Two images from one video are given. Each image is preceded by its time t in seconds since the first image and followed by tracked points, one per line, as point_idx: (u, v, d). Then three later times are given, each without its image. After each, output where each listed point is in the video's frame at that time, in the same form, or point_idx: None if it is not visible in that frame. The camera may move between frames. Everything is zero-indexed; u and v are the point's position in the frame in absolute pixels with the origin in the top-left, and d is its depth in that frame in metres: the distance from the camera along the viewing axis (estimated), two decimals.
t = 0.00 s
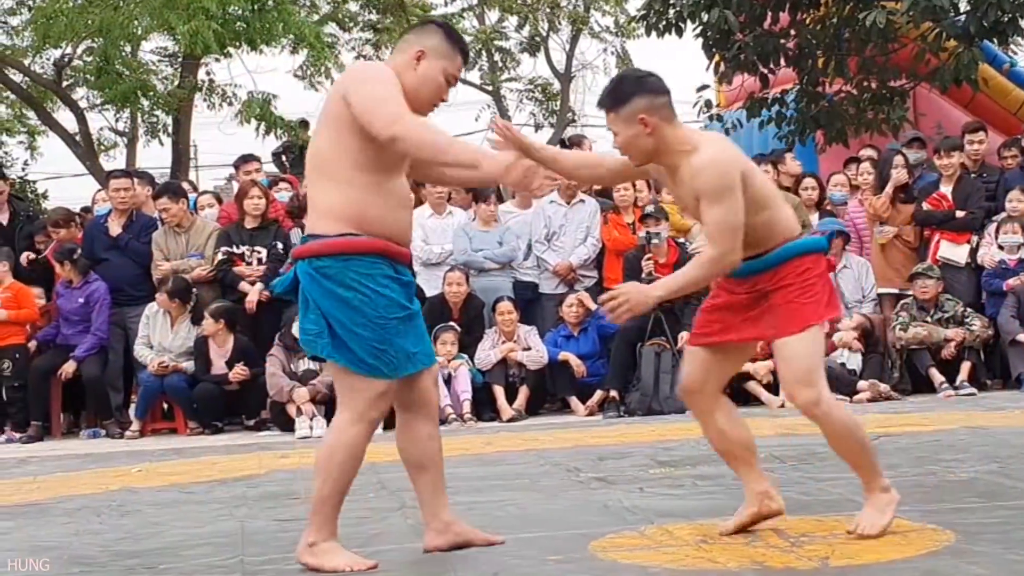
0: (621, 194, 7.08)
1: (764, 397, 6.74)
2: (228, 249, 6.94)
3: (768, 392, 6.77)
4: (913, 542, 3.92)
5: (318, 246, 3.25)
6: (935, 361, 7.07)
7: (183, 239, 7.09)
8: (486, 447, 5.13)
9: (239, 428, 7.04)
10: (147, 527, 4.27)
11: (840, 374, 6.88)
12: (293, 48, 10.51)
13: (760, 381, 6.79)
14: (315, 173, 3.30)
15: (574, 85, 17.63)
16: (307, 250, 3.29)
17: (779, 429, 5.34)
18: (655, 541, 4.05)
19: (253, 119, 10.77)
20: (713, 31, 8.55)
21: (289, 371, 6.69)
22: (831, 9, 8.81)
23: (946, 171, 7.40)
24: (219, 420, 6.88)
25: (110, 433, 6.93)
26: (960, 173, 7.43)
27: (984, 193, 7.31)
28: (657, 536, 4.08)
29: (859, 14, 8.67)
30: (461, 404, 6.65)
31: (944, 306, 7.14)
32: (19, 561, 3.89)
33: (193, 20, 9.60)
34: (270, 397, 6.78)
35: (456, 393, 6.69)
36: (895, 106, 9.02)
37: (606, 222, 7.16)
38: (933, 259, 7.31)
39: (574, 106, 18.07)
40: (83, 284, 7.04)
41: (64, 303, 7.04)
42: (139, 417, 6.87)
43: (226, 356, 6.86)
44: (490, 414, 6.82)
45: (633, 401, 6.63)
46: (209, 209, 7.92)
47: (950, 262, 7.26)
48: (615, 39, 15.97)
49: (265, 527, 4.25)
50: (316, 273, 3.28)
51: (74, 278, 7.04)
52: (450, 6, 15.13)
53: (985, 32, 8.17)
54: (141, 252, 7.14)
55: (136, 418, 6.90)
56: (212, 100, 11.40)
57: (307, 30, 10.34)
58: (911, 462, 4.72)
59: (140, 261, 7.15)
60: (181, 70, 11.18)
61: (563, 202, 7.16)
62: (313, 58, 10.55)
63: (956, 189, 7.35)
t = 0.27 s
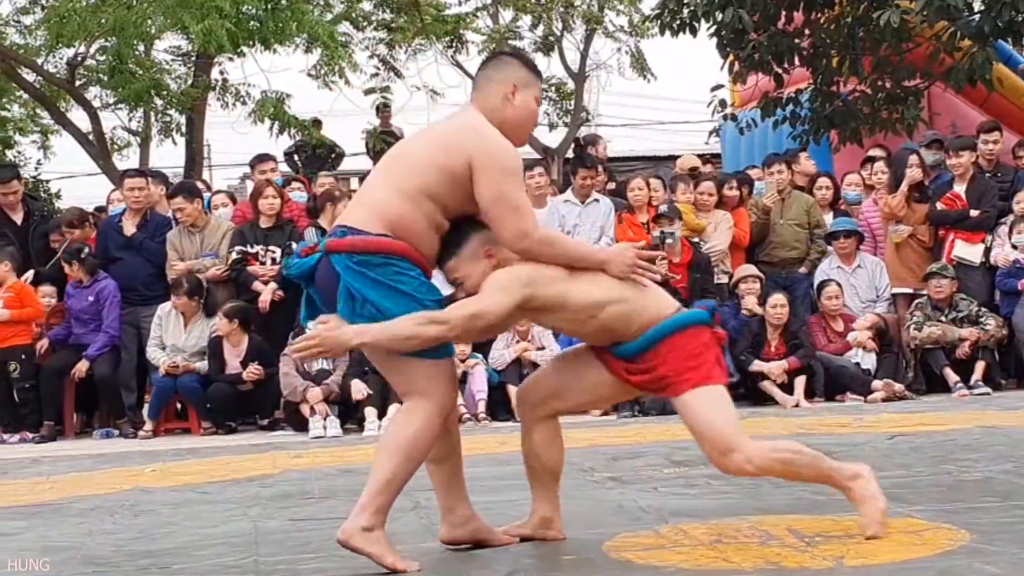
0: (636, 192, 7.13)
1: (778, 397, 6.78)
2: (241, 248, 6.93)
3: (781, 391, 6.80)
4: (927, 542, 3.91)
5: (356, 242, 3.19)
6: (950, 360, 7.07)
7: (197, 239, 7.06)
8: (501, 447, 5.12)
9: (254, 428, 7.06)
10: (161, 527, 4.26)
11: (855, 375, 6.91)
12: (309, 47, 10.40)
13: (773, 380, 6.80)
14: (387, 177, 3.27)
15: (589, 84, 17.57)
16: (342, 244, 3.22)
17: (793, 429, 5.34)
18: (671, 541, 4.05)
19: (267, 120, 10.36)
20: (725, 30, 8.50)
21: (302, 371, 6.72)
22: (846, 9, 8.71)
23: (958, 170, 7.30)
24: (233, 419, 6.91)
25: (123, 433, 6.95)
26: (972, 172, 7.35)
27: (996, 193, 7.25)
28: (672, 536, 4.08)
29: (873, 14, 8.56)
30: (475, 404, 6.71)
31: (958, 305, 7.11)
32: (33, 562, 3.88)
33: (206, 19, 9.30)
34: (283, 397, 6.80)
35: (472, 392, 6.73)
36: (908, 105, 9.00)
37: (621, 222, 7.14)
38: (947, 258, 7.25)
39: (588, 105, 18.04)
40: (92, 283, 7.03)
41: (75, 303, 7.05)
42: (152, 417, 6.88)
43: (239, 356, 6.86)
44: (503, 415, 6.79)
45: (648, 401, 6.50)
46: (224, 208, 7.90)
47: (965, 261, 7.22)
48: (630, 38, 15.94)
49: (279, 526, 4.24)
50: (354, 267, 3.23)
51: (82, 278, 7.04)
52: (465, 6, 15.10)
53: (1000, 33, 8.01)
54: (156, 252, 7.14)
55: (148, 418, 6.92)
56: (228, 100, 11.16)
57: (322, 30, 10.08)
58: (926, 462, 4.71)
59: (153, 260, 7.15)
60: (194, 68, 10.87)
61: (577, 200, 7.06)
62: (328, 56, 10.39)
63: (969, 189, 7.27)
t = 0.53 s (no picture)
0: (653, 191, 7.26)
1: (795, 396, 6.75)
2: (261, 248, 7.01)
3: (798, 391, 6.79)
4: (945, 542, 3.90)
5: (318, 220, 3.22)
6: (966, 360, 7.04)
7: (213, 239, 7.06)
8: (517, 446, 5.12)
9: (269, 427, 7.03)
10: (177, 526, 4.25)
11: (872, 374, 6.87)
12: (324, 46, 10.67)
13: (791, 380, 6.79)
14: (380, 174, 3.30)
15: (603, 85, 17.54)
16: (306, 223, 3.26)
17: (811, 430, 5.35)
18: (688, 541, 4.05)
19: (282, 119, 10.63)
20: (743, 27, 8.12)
21: (319, 370, 6.77)
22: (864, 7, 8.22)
23: (976, 169, 7.28)
24: (249, 419, 6.89)
25: (141, 433, 6.95)
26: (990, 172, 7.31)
27: (1014, 192, 7.19)
28: (689, 536, 4.09)
29: (891, 14, 8.15)
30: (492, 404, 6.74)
31: (975, 305, 7.09)
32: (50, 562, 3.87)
33: (223, 18, 9.47)
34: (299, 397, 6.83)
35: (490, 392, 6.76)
36: (926, 106, 8.75)
37: (638, 220, 7.16)
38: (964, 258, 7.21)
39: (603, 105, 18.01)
40: (108, 282, 7.03)
41: (90, 301, 7.04)
42: (169, 417, 6.87)
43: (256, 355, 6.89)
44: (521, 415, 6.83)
45: (664, 400, 6.57)
46: (240, 206, 7.94)
47: (981, 261, 7.18)
48: (646, 38, 15.90)
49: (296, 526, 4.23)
50: (315, 245, 3.23)
51: (99, 277, 7.03)
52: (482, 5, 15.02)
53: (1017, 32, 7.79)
54: (172, 252, 7.12)
55: (164, 418, 6.90)
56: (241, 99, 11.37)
57: (337, 28, 10.34)
58: (944, 462, 4.71)
59: (171, 259, 7.13)
60: (213, 69, 10.98)
61: (594, 200, 7.03)
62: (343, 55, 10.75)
63: (986, 189, 7.24)
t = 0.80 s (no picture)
0: (669, 192, 7.16)
1: (814, 397, 6.76)
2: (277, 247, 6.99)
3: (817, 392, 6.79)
4: (964, 541, 3.88)
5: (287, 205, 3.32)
6: (984, 360, 7.02)
7: (231, 239, 7.04)
8: (535, 447, 5.11)
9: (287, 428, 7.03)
10: (193, 526, 4.23)
11: (890, 375, 6.89)
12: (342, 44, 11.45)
13: (809, 380, 6.79)
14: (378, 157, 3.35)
15: (620, 84, 17.57)
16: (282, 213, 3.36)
17: (830, 431, 5.37)
18: (707, 541, 4.03)
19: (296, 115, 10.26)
20: (760, 29, 8.20)
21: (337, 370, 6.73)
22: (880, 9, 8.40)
23: (996, 169, 7.22)
24: (266, 420, 6.88)
25: (159, 433, 6.94)
26: (1011, 172, 7.24)
27: None
28: (707, 535, 4.07)
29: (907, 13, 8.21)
30: (511, 405, 6.72)
31: (992, 305, 7.04)
32: (66, 562, 3.84)
33: (239, 18, 10.03)
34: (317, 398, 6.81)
35: (508, 392, 6.74)
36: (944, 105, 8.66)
37: (654, 220, 7.11)
38: (982, 258, 7.16)
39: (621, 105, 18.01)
40: (127, 283, 7.00)
41: (109, 302, 7.01)
42: (186, 417, 6.86)
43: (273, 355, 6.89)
44: (538, 415, 6.83)
45: (682, 401, 6.52)
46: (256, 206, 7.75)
47: (1000, 261, 7.11)
48: (664, 37, 15.88)
49: (314, 526, 4.22)
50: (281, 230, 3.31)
51: (118, 278, 7.01)
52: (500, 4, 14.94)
53: None
54: (189, 252, 7.11)
55: (181, 418, 6.89)
56: (259, 100, 12.24)
57: (354, 29, 11.17)
58: (963, 462, 4.70)
59: (189, 259, 7.13)
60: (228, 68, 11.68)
61: (611, 200, 7.12)
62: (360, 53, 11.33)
63: (1006, 188, 7.16)
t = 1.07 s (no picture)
0: (690, 191, 7.21)
1: (835, 397, 6.73)
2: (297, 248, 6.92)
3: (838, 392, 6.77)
4: (988, 542, 3.87)
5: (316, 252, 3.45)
6: (1006, 360, 7.03)
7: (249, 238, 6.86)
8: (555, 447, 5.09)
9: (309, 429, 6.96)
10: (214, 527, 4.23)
11: (913, 375, 6.89)
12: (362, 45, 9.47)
13: (831, 381, 6.76)
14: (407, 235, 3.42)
15: (641, 84, 17.42)
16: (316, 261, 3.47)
17: (853, 432, 5.37)
18: (729, 541, 4.03)
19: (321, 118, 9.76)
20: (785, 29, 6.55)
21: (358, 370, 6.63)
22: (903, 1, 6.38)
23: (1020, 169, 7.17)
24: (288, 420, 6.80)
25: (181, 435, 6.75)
26: None
27: None
28: (730, 535, 4.07)
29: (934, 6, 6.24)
30: (531, 405, 6.66)
31: (1015, 304, 7.02)
32: (87, 562, 3.83)
33: (260, 18, 8.40)
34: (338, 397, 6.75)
35: (527, 392, 6.68)
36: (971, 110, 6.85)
37: (676, 220, 7.12)
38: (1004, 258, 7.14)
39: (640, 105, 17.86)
40: (151, 282, 6.78)
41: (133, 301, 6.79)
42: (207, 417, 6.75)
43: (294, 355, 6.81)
44: (560, 415, 6.81)
45: (703, 401, 6.53)
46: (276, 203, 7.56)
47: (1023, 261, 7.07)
48: (683, 37, 15.72)
49: (337, 525, 4.22)
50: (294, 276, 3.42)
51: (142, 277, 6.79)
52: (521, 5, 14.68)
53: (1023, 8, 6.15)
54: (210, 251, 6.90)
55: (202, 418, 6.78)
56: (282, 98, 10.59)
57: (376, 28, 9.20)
58: (985, 462, 4.69)
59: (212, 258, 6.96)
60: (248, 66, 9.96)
61: (634, 200, 7.16)
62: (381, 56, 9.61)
63: None
